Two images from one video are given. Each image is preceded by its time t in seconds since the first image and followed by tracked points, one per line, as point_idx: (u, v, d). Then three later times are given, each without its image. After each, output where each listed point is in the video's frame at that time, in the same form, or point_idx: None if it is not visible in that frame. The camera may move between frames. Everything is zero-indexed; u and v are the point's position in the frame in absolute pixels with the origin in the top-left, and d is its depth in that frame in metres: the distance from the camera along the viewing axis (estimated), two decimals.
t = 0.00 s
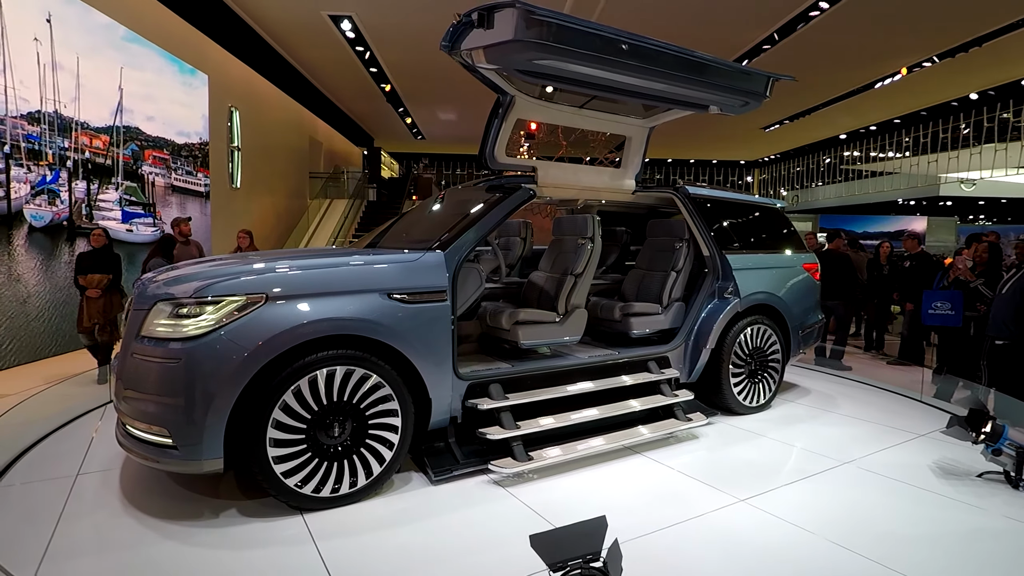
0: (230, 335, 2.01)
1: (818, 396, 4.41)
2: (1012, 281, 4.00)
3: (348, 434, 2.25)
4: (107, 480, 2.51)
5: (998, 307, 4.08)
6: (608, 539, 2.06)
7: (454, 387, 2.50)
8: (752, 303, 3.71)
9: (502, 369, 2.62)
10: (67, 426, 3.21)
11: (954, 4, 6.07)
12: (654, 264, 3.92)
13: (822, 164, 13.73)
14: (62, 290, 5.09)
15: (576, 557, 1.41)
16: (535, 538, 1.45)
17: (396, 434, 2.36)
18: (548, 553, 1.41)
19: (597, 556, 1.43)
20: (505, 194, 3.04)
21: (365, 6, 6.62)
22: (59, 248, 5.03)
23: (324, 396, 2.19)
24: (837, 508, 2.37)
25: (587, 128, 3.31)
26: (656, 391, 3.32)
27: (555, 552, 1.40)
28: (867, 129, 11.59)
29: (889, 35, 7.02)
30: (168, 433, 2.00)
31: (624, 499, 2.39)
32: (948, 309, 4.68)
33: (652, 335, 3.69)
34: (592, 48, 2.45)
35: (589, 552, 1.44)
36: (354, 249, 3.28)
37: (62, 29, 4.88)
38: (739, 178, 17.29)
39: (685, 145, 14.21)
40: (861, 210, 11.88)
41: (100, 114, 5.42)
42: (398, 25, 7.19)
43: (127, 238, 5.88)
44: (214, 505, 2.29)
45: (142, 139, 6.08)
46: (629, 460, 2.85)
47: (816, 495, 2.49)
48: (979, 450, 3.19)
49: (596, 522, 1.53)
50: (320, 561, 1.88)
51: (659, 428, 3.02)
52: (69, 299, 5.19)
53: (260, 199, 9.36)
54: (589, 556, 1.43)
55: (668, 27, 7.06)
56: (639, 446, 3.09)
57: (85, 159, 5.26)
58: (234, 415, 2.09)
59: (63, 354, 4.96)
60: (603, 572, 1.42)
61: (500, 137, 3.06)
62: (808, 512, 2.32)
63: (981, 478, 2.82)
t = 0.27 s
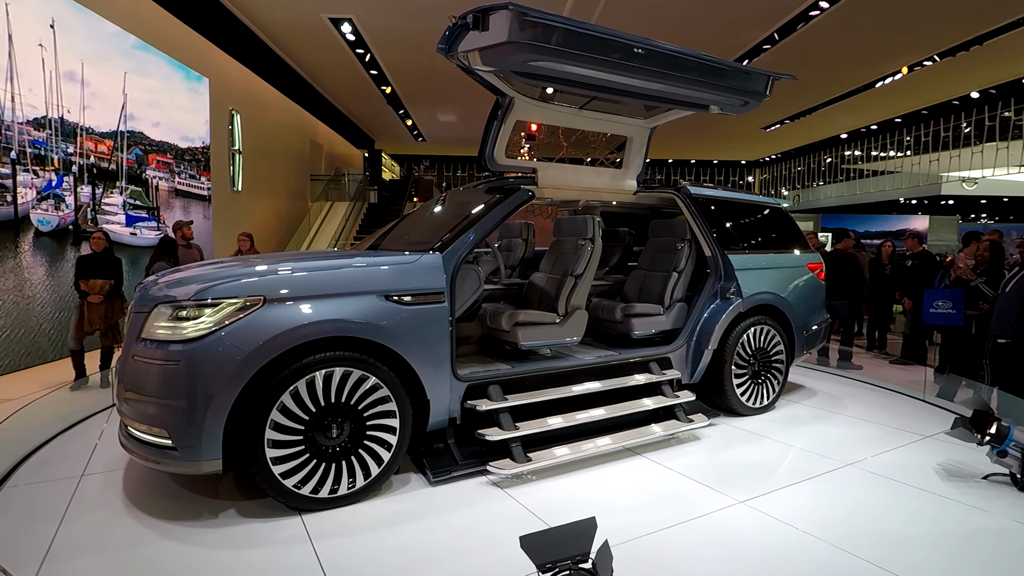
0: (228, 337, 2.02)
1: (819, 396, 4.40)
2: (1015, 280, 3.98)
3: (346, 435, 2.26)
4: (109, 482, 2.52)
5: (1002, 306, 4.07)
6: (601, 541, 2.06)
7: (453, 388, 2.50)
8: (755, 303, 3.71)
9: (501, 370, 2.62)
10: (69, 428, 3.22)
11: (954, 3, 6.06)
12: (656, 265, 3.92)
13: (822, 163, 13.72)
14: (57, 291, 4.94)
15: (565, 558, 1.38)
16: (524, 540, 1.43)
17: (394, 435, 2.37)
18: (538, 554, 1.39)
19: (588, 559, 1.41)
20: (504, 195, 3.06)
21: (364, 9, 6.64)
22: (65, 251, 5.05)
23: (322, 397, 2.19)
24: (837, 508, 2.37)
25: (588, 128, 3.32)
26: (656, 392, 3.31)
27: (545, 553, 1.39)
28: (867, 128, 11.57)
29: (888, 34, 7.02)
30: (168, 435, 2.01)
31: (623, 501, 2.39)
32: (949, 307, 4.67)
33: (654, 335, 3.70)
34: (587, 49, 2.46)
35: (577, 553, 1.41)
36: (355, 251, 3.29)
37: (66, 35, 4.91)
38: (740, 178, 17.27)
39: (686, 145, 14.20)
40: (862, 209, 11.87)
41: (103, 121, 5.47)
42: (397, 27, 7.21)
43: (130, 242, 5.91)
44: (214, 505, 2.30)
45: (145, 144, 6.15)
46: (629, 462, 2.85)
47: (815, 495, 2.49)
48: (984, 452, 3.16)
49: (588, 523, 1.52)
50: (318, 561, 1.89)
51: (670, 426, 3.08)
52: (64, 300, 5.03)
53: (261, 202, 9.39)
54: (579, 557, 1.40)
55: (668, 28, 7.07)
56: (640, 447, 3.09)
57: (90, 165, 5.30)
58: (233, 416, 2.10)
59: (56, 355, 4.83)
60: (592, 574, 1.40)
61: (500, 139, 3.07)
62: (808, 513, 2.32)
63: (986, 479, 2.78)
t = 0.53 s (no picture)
0: (226, 337, 2.03)
1: (820, 397, 4.39)
2: (1017, 281, 3.98)
3: (343, 435, 2.26)
4: (110, 480, 2.54)
5: (1003, 307, 4.06)
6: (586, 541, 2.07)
7: (451, 389, 2.50)
8: (757, 304, 3.69)
9: (499, 371, 2.63)
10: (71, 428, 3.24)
11: (955, 3, 6.06)
12: (658, 265, 3.93)
13: (824, 165, 13.71)
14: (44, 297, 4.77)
15: (551, 559, 1.37)
16: (512, 539, 1.42)
17: (392, 435, 2.37)
18: (525, 554, 1.38)
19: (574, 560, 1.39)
20: (504, 196, 3.07)
21: (365, 10, 6.66)
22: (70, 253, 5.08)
23: (319, 397, 2.20)
24: (836, 511, 2.37)
25: (589, 130, 3.30)
26: (656, 393, 3.31)
27: (532, 553, 1.37)
28: (868, 130, 11.56)
29: (890, 35, 7.02)
30: (167, 433, 2.03)
31: (621, 503, 2.39)
32: (949, 309, 4.66)
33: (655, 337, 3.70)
34: (584, 51, 2.46)
35: (565, 553, 1.40)
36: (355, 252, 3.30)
37: (70, 39, 4.94)
38: (741, 180, 17.27)
39: (687, 147, 14.22)
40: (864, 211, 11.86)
41: (110, 124, 5.52)
42: (398, 29, 7.22)
43: (135, 243, 5.90)
44: (212, 504, 2.31)
45: (150, 146, 6.20)
46: (627, 463, 2.85)
47: (814, 497, 2.49)
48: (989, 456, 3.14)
49: (573, 523, 1.49)
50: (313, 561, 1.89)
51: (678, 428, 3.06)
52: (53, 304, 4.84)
53: (263, 203, 9.42)
54: (566, 559, 1.39)
55: (669, 29, 7.08)
56: (639, 448, 3.09)
57: (96, 166, 5.34)
58: (231, 415, 2.11)
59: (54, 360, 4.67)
60: (578, 574, 1.37)
61: (500, 140, 3.08)
62: (807, 516, 2.31)
63: (989, 484, 2.76)
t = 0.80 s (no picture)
0: (221, 334, 2.04)
1: (817, 404, 4.39)
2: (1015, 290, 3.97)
3: (337, 433, 2.27)
4: (107, 474, 2.55)
5: (1001, 315, 4.07)
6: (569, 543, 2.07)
7: (446, 388, 2.50)
8: (757, 309, 3.68)
9: (495, 371, 2.63)
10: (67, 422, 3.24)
11: (957, 13, 6.07)
12: (659, 268, 3.94)
13: (825, 171, 13.73)
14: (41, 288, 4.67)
15: (535, 559, 1.36)
16: (497, 540, 1.41)
17: (385, 433, 2.38)
18: (509, 554, 1.37)
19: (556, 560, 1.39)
20: (503, 197, 3.07)
21: (369, 8, 6.65)
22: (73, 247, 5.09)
23: (313, 394, 2.21)
24: (828, 518, 2.37)
25: (591, 132, 3.30)
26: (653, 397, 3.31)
27: (518, 554, 1.36)
28: (870, 137, 11.58)
29: (893, 43, 7.03)
30: (161, 428, 2.03)
31: (614, 506, 2.39)
32: (946, 315, 4.68)
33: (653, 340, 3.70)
34: (582, 53, 2.46)
35: (548, 554, 1.38)
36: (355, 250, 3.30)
37: (79, 35, 4.98)
38: (742, 184, 17.29)
39: (689, 151, 14.23)
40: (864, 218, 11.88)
41: (114, 120, 5.54)
42: (402, 28, 7.22)
43: (137, 239, 5.98)
44: (206, 500, 2.32)
45: (153, 142, 6.23)
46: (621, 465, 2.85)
47: (807, 504, 2.49)
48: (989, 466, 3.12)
49: (556, 525, 1.48)
50: (303, 560, 1.88)
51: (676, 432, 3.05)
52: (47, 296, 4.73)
53: (263, 200, 9.42)
54: (549, 559, 1.38)
55: (673, 34, 7.09)
56: (634, 452, 3.09)
57: (99, 162, 5.36)
58: (224, 411, 2.12)
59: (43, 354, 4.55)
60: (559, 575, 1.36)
61: (501, 141, 3.09)
62: (798, 523, 2.31)
63: (986, 494, 2.74)
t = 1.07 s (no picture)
0: (213, 331, 2.02)
1: (812, 403, 4.39)
2: (1010, 289, 3.98)
3: (329, 430, 2.26)
4: (101, 472, 2.54)
5: (997, 317, 4.06)
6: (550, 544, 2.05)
7: (439, 386, 2.49)
8: (756, 309, 3.68)
9: (489, 369, 2.62)
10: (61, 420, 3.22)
11: (954, 13, 6.08)
12: (657, 268, 3.93)
13: (822, 171, 13.75)
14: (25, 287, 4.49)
15: (513, 558, 1.38)
16: (478, 538, 1.40)
17: (378, 431, 2.36)
18: (489, 552, 1.38)
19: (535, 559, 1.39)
20: (498, 195, 3.06)
21: (366, 6, 6.63)
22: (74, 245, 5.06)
23: (305, 391, 2.20)
24: (822, 519, 2.37)
25: (588, 130, 3.29)
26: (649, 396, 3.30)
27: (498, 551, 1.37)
28: (867, 137, 11.60)
29: (891, 43, 7.03)
30: (153, 424, 2.02)
31: (607, 505, 2.39)
32: (942, 316, 4.69)
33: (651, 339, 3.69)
34: (575, 50, 2.45)
35: (528, 553, 1.40)
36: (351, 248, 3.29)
37: (77, 34, 4.97)
38: (739, 184, 17.31)
39: (686, 150, 14.23)
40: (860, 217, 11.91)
41: (113, 118, 5.54)
42: (399, 25, 7.19)
43: (136, 237, 5.99)
44: (198, 497, 2.31)
45: (152, 140, 6.23)
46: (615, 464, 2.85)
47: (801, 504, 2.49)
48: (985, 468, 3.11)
49: (536, 522, 1.46)
50: (293, 559, 1.87)
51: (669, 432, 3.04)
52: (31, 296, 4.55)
53: (260, 198, 9.39)
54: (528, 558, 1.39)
55: (671, 33, 7.08)
56: (629, 451, 3.08)
57: (98, 160, 5.35)
58: (216, 408, 2.11)
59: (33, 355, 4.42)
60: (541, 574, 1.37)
61: (497, 139, 3.08)
62: (791, 522, 2.32)
63: (982, 497, 2.73)
